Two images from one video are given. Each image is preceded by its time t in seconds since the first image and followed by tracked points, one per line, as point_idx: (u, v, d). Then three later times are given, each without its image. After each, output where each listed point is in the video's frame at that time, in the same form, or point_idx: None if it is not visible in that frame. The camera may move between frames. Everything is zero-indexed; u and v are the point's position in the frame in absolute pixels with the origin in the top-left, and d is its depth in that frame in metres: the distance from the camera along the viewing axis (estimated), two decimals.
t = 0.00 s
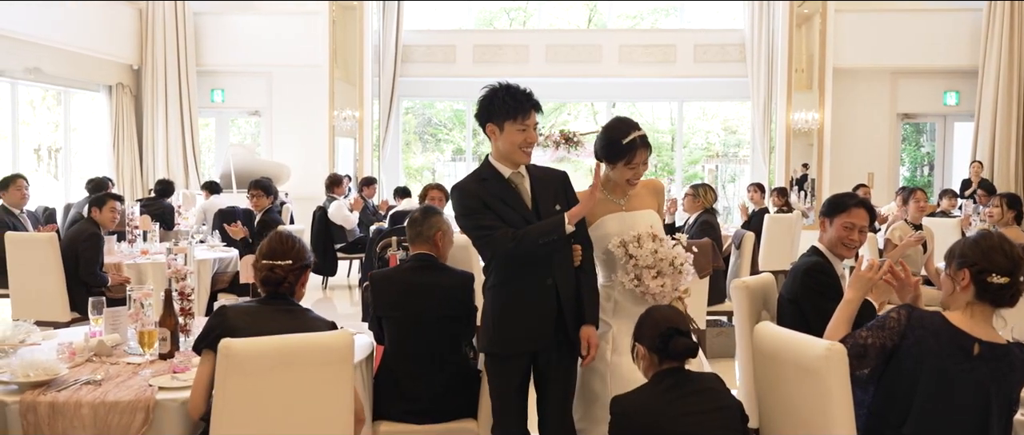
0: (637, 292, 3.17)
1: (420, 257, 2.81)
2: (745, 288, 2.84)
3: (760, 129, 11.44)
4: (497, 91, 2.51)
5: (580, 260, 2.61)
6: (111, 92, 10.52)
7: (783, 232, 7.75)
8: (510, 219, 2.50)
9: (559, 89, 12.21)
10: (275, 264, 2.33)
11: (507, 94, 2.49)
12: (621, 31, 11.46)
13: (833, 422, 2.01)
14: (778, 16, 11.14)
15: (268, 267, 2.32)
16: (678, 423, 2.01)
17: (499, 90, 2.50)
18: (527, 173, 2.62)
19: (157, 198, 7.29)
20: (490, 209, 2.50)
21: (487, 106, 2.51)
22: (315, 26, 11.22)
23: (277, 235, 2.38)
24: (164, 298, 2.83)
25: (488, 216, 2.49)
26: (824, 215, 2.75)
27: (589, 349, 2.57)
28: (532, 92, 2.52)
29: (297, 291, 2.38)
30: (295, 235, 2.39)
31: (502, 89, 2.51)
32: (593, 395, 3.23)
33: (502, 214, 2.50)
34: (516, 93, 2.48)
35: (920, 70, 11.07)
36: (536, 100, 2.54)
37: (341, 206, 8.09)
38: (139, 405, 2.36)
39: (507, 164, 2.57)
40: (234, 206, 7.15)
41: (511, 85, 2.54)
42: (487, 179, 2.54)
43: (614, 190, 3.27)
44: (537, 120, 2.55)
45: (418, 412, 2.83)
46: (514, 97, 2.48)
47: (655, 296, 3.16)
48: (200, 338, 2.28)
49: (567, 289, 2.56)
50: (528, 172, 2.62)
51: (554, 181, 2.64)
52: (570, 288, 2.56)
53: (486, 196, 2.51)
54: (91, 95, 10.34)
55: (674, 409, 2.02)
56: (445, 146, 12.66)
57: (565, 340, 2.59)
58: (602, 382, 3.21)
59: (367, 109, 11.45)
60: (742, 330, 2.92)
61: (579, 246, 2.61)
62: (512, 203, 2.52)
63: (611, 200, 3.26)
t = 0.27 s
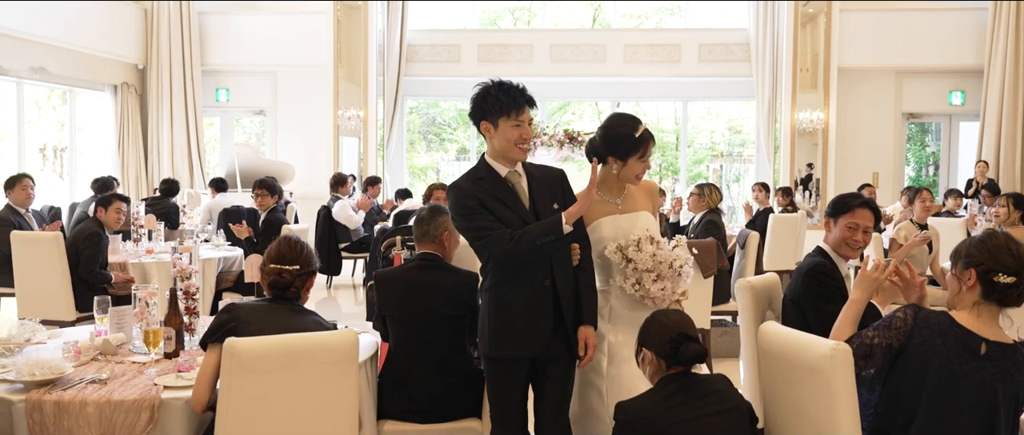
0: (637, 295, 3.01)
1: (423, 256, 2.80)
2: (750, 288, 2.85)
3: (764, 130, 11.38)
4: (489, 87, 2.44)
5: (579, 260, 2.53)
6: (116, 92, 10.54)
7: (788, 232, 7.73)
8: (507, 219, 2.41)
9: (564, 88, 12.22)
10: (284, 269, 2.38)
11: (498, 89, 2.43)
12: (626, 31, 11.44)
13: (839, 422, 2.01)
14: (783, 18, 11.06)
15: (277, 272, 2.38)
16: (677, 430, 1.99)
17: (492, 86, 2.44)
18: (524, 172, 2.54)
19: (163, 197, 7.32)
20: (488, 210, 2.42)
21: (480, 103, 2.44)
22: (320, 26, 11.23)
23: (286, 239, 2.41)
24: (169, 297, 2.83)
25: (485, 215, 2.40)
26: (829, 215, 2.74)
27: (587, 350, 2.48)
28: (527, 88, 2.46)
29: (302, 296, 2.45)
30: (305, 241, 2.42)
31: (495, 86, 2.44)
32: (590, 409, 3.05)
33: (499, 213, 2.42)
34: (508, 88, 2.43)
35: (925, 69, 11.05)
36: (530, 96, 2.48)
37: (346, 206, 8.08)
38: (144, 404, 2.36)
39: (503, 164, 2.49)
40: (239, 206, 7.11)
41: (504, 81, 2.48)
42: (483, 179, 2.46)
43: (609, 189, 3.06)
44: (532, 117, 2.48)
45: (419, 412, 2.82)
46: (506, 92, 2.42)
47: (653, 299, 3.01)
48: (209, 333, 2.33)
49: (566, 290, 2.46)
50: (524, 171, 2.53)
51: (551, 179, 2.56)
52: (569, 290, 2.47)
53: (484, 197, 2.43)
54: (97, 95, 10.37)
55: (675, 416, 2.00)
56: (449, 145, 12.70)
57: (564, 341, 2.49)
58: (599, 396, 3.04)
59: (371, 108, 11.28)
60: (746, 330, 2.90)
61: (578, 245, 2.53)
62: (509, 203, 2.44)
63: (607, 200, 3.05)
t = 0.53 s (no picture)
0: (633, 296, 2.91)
1: (427, 256, 2.79)
2: (754, 287, 2.84)
3: (769, 128, 11.38)
4: (479, 83, 2.43)
5: (581, 258, 2.49)
6: (121, 91, 10.56)
7: (792, 232, 7.71)
8: (504, 222, 2.36)
9: (568, 88, 12.22)
10: (290, 272, 2.47)
11: (487, 83, 2.41)
12: (631, 30, 11.45)
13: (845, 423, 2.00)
14: (788, 17, 11.05)
15: (284, 275, 2.46)
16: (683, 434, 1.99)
17: (482, 80, 2.42)
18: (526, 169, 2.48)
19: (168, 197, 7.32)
20: (485, 212, 2.36)
21: (471, 99, 2.43)
22: (324, 26, 11.22)
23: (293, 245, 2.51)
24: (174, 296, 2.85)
25: (483, 219, 2.35)
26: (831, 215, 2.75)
27: (590, 350, 2.46)
28: (517, 80, 2.44)
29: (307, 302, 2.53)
30: (311, 247, 2.51)
31: (485, 81, 2.43)
32: (591, 412, 2.99)
33: (497, 216, 2.36)
34: (497, 80, 2.41)
35: (930, 69, 11.03)
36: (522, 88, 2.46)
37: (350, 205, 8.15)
38: (149, 403, 2.36)
39: (504, 160, 2.44)
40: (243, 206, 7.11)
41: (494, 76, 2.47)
42: (484, 177, 2.40)
43: (608, 187, 2.96)
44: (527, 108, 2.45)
45: (426, 411, 2.82)
46: (496, 84, 2.40)
47: (650, 300, 2.91)
48: (218, 328, 2.39)
49: (568, 292, 2.44)
50: (525, 167, 2.47)
51: (553, 175, 2.49)
52: (570, 290, 2.45)
53: (482, 199, 2.37)
54: (102, 94, 10.39)
55: (681, 420, 2.00)
56: (453, 144, 12.72)
57: (565, 341, 2.47)
58: (599, 400, 2.97)
59: (375, 107, 11.33)
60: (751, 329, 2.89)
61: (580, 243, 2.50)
62: (507, 204, 2.39)
63: (605, 198, 2.96)
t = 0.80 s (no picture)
0: (633, 295, 2.81)
1: (432, 255, 2.77)
2: (757, 287, 2.84)
3: (772, 126, 11.38)
4: (476, 78, 2.32)
5: (583, 258, 2.34)
6: (125, 90, 10.57)
7: (796, 231, 7.70)
8: (500, 228, 2.23)
9: (571, 87, 12.22)
10: (296, 277, 2.49)
11: (483, 77, 2.30)
12: (634, 29, 11.44)
13: (850, 423, 2.00)
14: (792, 16, 11.03)
15: (289, 279, 2.48)
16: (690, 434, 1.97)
17: (478, 75, 2.32)
18: (528, 166, 2.33)
19: (171, 196, 7.34)
20: (479, 216, 2.23)
21: (469, 94, 2.32)
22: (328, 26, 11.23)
23: (298, 251, 2.53)
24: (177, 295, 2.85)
25: (476, 224, 2.21)
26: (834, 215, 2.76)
27: (592, 353, 2.34)
28: (516, 73, 2.33)
29: (312, 306, 2.54)
30: (318, 253, 2.53)
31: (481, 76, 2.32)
32: (591, 412, 2.96)
33: (492, 222, 2.23)
34: (494, 73, 2.29)
35: (933, 68, 11.01)
36: (522, 81, 2.34)
37: (353, 204, 8.11)
38: (153, 401, 2.37)
39: (506, 157, 2.30)
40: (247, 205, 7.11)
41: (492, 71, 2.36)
42: (483, 175, 2.27)
43: (607, 185, 2.92)
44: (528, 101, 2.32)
45: (430, 410, 2.83)
46: (493, 76, 2.29)
47: (650, 299, 2.82)
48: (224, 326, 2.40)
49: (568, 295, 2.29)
50: (528, 164, 2.32)
51: (557, 173, 2.35)
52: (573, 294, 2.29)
53: (478, 200, 2.23)
54: (105, 93, 10.41)
55: (688, 422, 1.98)
56: (457, 143, 12.74)
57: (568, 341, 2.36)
58: (600, 400, 2.94)
59: (379, 106, 11.35)
60: (756, 329, 2.89)
61: (583, 242, 2.35)
62: (504, 206, 2.25)
63: (604, 197, 2.91)
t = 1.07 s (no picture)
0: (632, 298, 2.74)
1: (438, 254, 2.77)
2: (761, 286, 2.84)
3: (776, 126, 11.37)
4: (485, 73, 2.30)
5: (588, 259, 2.32)
6: (129, 90, 10.59)
7: (799, 230, 7.70)
8: (500, 228, 2.21)
9: (574, 86, 12.22)
10: (301, 279, 2.50)
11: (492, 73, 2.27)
12: (637, 28, 11.42)
13: (855, 422, 1.99)
14: (796, 14, 11.01)
15: (294, 281, 2.50)
16: None
17: (488, 69, 2.28)
18: (531, 164, 2.33)
19: (176, 195, 7.35)
20: (480, 215, 2.21)
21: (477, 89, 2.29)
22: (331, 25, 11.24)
23: (303, 255, 2.54)
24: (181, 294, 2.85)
25: (474, 224, 2.20)
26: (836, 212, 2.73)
27: (594, 358, 2.27)
28: (526, 70, 2.30)
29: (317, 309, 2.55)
30: (323, 257, 2.54)
31: (490, 71, 2.29)
32: (591, 416, 2.81)
33: (492, 222, 2.21)
34: (504, 70, 2.27)
35: (937, 66, 11.00)
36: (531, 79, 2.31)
37: (357, 203, 8.08)
38: (156, 400, 2.37)
39: (508, 154, 2.30)
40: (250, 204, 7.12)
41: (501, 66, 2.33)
42: (486, 174, 2.26)
43: (607, 184, 2.88)
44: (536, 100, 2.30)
45: (432, 409, 2.82)
46: (503, 72, 2.26)
47: (650, 303, 2.76)
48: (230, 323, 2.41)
49: (572, 297, 2.25)
50: (532, 163, 2.33)
51: (561, 172, 2.35)
52: (576, 296, 2.26)
53: (479, 199, 2.22)
54: (110, 92, 10.42)
55: (696, 425, 1.94)
56: (460, 142, 12.76)
57: (570, 347, 2.28)
58: (601, 404, 2.79)
59: (382, 105, 11.31)
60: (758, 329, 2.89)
61: (586, 243, 2.33)
62: (506, 206, 2.23)
63: (604, 196, 2.88)
